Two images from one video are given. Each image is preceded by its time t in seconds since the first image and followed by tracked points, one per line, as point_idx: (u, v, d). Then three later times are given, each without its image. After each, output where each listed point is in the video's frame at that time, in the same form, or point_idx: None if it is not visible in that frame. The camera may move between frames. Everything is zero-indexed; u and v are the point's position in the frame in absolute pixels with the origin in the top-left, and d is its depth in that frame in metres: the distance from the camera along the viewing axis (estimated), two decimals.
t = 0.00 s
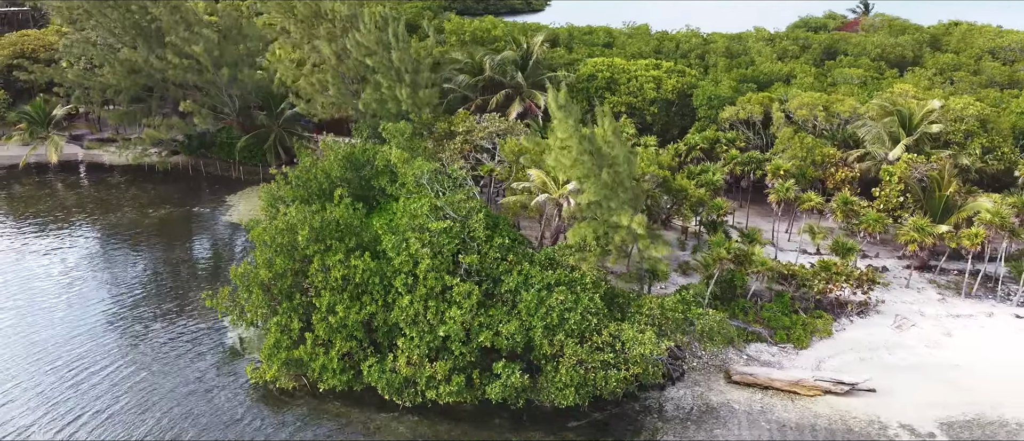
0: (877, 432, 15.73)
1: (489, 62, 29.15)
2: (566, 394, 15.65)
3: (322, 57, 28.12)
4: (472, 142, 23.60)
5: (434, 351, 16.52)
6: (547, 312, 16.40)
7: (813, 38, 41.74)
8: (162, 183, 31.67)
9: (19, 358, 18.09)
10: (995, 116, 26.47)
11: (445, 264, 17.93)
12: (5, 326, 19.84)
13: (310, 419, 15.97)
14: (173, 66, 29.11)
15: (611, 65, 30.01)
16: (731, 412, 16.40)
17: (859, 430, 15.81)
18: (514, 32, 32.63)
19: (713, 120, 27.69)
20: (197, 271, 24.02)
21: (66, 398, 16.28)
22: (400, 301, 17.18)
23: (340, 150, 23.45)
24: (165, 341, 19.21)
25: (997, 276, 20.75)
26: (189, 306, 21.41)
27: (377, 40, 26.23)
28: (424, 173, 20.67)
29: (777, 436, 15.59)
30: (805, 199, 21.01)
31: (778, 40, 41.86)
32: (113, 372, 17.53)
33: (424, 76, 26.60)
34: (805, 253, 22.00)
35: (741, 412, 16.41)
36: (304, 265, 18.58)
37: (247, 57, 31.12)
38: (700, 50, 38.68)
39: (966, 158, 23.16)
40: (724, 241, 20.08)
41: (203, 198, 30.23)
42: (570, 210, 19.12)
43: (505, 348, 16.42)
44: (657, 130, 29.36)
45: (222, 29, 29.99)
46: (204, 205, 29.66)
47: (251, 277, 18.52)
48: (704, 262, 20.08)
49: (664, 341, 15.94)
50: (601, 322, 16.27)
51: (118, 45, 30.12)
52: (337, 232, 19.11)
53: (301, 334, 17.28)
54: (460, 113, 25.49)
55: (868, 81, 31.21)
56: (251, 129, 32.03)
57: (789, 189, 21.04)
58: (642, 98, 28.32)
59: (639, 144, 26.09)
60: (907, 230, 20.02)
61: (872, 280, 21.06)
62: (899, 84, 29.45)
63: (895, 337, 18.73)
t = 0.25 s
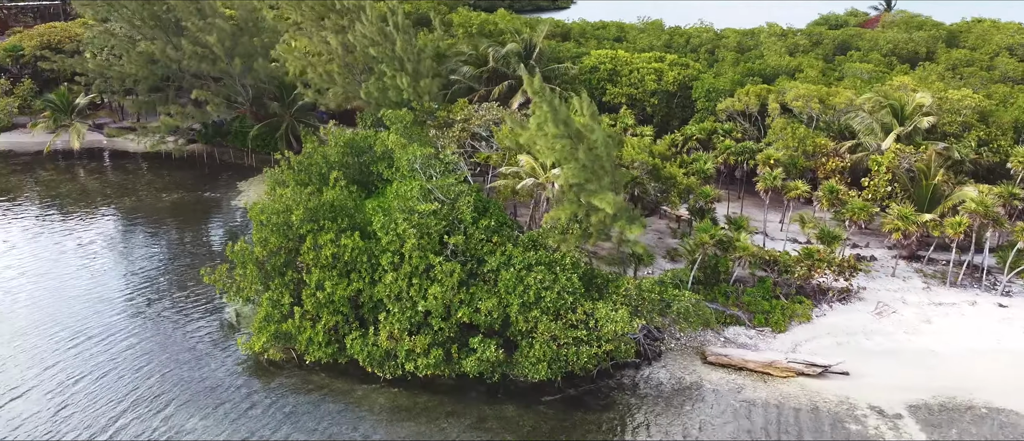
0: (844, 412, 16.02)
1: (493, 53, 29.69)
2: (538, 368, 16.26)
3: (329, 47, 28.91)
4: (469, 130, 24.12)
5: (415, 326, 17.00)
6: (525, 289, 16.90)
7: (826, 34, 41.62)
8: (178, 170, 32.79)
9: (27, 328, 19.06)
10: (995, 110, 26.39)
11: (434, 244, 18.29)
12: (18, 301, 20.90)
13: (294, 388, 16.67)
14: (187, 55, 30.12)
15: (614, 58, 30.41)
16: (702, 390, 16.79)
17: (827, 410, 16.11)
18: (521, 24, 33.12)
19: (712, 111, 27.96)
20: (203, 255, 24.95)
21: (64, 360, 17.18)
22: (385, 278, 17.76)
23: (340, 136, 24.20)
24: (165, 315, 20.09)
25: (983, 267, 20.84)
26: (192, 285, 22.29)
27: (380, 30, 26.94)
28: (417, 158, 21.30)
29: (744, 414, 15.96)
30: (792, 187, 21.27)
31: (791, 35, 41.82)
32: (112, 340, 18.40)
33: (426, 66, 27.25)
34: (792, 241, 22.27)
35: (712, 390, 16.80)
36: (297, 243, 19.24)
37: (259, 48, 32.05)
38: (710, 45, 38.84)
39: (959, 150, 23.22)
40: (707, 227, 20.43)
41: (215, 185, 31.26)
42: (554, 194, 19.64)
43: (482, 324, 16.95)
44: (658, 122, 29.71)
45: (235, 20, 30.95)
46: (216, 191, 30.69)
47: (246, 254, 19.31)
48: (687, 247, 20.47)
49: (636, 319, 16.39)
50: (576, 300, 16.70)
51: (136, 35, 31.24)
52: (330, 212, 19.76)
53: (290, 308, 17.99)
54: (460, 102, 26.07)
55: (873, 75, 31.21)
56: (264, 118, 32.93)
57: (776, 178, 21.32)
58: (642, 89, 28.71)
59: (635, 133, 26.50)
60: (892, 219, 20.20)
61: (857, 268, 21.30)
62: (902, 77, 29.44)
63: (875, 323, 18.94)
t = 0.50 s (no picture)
0: (826, 402, 16.18)
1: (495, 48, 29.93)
2: (523, 355, 16.57)
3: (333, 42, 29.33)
4: (466, 123, 24.46)
5: (404, 313, 17.30)
6: (512, 278, 17.19)
7: (834, 31, 41.55)
8: (187, 165, 33.46)
9: (29, 314, 19.59)
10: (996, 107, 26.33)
11: (426, 234, 18.59)
12: (23, 289, 21.47)
13: (286, 372, 17.05)
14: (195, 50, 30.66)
15: (617, 55, 30.61)
16: (686, 379, 17.00)
17: (809, 399, 16.27)
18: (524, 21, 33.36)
19: (711, 108, 28.12)
20: (206, 245, 25.46)
21: (63, 344, 17.68)
22: (376, 267, 18.10)
23: (340, 130, 24.59)
24: (164, 301, 20.55)
25: (976, 261, 20.88)
26: (193, 274, 22.76)
27: (383, 26, 27.32)
28: (413, 150, 21.64)
29: (726, 402, 16.15)
30: (784, 181, 21.41)
31: (798, 32, 41.80)
32: (112, 325, 18.89)
33: (426, 61, 27.59)
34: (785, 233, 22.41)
35: (695, 379, 17.01)
36: (294, 232, 19.65)
37: (266, 43, 32.53)
38: (716, 42, 38.93)
39: (955, 145, 23.24)
40: (698, 220, 20.61)
41: (222, 179, 31.87)
42: (544, 186, 19.91)
43: (470, 312, 17.25)
44: (657, 119, 29.95)
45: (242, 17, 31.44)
46: (223, 185, 31.33)
47: (244, 243, 19.72)
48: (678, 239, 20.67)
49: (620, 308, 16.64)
50: (562, 289, 17.00)
51: (145, 31, 31.85)
52: (327, 203, 20.16)
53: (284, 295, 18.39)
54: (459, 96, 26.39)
55: (876, 71, 31.16)
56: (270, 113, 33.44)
57: (769, 172, 21.47)
58: (642, 85, 28.92)
59: (633, 128, 26.71)
60: (883, 213, 20.30)
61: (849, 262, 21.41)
62: (904, 74, 29.40)
63: (863, 316, 19.06)
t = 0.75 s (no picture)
0: (814, 395, 16.29)
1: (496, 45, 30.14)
2: (513, 345, 16.79)
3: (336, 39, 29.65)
4: (465, 119, 24.69)
5: (397, 304, 17.55)
6: (504, 270, 17.42)
7: (839, 30, 41.47)
8: (193, 161, 33.92)
9: (32, 303, 19.99)
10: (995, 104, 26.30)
11: (421, 226, 18.85)
12: (27, 279, 21.89)
13: (280, 360, 17.33)
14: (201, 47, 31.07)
15: (618, 52, 30.75)
16: (675, 371, 17.16)
17: (796, 392, 16.39)
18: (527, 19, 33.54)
19: (710, 105, 28.21)
20: (209, 238, 25.85)
21: (63, 332, 18.05)
22: (371, 258, 18.37)
23: (341, 125, 24.88)
24: (164, 292, 20.92)
25: (970, 258, 20.92)
26: (195, 266, 23.10)
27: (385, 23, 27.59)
28: (411, 145, 21.90)
29: (713, 394, 16.31)
30: (779, 177, 21.52)
31: (803, 30, 41.75)
32: (112, 314, 19.26)
33: (427, 57, 27.84)
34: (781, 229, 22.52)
35: (684, 371, 17.16)
36: (291, 224, 19.96)
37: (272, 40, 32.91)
38: (720, 40, 38.96)
39: (951, 142, 23.25)
40: (692, 215, 20.75)
41: (228, 175, 32.30)
42: (539, 180, 20.15)
43: (462, 303, 17.47)
44: (657, 116, 30.08)
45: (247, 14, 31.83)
46: (228, 180, 31.76)
47: (242, 235, 20.05)
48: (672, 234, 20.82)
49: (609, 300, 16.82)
50: (553, 281, 17.22)
51: (153, 28, 32.29)
52: (325, 196, 20.46)
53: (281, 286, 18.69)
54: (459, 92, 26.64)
55: (878, 69, 31.15)
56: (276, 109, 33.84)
57: (763, 168, 21.57)
58: (642, 82, 29.05)
59: (631, 124, 26.87)
60: (877, 209, 20.38)
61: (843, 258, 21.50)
62: (905, 72, 29.39)
63: (854, 311, 19.14)
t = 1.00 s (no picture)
0: (800, 387, 16.45)
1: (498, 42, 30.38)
2: (503, 336, 17.03)
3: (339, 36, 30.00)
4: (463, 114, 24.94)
5: (390, 295, 17.82)
6: (495, 262, 17.67)
7: (845, 28, 41.37)
8: (199, 157, 34.40)
9: (36, 293, 20.44)
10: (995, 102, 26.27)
11: (416, 219, 19.14)
12: (32, 269, 22.36)
13: (275, 349, 17.68)
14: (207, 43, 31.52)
15: (619, 50, 30.91)
16: (662, 363, 17.35)
17: (782, 384, 16.55)
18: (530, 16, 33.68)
19: (710, 101, 28.33)
20: (212, 231, 26.25)
21: (64, 320, 18.47)
22: (366, 250, 18.67)
23: (341, 120, 25.20)
24: (165, 282, 21.33)
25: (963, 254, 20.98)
26: (196, 258, 23.49)
27: (387, 20, 27.91)
28: (408, 139, 22.18)
29: (700, 386, 16.47)
30: (772, 173, 21.64)
31: (809, 29, 41.68)
32: (113, 303, 19.67)
33: (429, 53, 28.12)
34: (775, 224, 22.62)
35: (672, 364, 17.36)
36: (289, 217, 20.29)
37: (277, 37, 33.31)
38: (724, 38, 38.99)
39: (948, 139, 23.29)
40: (685, 209, 20.92)
41: (233, 170, 32.74)
42: (533, 174, 20.39)
43: (454, 294, 17.74)
44: (657, 113, 30.24)
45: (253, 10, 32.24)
46: (232, 175, 32.20)
47: (241, 227, 20.41)
48: (665, 229, 21.00)
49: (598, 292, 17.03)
50: (542, 273, 17.45)
51: (160, 24, 32.78)
52: (322, 189, 20.78)
53: (277, 276, 19.02)
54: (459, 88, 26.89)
55: (880, 66, 31.12)
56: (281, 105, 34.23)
57: (757, 163, 21.70)
58: (642, 79, 29.22)
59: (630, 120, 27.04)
60: (869, 204, 20.48)
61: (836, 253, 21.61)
62: (905, 69, 29.40)
63: (845, 306, 19.25)
